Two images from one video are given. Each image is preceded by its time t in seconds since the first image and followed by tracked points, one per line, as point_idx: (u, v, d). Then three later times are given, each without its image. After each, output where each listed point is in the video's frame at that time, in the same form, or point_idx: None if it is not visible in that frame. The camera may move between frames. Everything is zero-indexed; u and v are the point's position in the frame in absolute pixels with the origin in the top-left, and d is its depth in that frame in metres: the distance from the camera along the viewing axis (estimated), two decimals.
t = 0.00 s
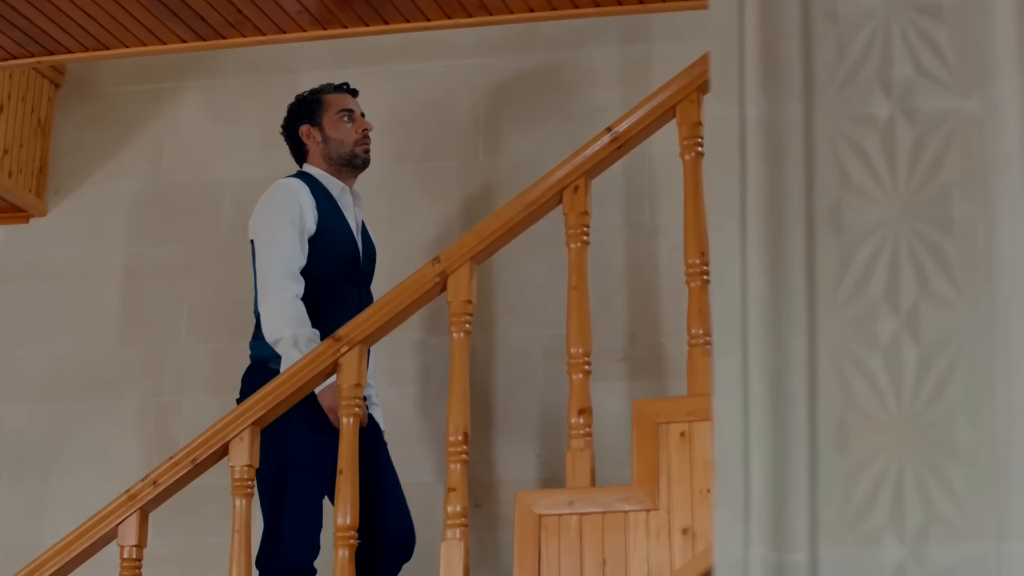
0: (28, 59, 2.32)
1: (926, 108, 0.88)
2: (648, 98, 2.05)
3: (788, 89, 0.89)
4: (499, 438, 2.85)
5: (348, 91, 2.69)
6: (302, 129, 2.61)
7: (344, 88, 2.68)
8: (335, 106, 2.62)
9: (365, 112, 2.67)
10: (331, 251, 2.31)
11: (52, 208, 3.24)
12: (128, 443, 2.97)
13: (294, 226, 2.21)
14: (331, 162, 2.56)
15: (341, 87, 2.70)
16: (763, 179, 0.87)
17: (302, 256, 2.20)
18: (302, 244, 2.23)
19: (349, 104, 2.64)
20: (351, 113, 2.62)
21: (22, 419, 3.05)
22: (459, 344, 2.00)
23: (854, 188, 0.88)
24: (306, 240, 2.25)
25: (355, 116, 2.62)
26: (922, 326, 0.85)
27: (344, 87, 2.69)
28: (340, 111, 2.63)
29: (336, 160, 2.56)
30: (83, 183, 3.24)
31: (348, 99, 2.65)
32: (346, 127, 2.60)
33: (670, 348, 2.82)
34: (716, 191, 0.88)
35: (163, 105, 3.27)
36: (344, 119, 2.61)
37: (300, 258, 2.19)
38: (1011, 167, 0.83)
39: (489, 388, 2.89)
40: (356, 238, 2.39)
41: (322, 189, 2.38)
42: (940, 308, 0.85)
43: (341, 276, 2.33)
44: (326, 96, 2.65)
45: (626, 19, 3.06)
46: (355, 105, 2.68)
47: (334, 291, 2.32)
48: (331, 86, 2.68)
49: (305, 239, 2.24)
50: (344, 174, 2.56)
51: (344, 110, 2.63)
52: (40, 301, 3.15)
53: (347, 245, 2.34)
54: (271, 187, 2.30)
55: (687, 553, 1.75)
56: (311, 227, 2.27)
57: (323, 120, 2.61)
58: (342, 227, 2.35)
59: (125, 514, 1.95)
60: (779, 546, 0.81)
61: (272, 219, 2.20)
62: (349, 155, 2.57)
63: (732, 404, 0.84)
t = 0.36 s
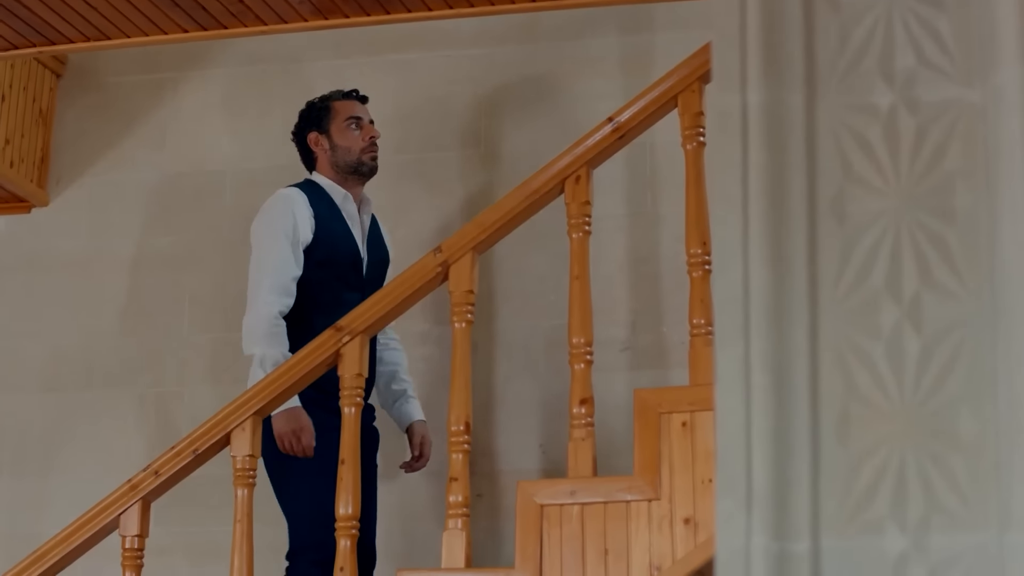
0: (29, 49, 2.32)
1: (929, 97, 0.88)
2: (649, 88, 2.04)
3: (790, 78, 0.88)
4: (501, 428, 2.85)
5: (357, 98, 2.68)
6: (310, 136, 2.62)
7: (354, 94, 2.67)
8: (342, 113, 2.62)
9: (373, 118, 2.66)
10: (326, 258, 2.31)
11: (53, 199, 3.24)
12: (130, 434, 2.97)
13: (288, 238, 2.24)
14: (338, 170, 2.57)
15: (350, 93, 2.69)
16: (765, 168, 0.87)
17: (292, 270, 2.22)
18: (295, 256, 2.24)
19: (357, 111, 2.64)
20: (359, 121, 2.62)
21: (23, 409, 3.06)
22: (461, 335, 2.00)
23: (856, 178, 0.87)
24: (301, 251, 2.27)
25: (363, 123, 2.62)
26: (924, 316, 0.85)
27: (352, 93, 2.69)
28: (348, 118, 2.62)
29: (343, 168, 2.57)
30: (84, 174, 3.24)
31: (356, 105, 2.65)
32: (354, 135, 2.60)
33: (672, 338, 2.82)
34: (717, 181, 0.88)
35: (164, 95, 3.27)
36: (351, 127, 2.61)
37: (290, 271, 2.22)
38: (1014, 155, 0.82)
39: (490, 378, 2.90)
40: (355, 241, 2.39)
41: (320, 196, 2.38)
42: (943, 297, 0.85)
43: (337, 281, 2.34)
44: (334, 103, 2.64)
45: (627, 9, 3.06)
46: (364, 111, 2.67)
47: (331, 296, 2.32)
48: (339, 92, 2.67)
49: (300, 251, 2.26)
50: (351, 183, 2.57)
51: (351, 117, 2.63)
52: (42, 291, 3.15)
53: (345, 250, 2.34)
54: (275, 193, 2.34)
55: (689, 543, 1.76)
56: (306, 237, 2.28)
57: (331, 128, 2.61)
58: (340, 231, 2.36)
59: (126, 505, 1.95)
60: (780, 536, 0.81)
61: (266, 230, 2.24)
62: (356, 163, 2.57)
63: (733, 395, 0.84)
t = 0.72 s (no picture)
0: (31, 38, 2.31)
1: (932, 86, 0.88)
2: (652, 77, 2.03)
3: (793, 66, 0.88)
4: (504, 418, 2.86)
5: (363, 84, 2.69)
6: (316, 122, 2.64)
7: (359, 80, 2.68)
8: (346, 99, 2.63)
9: (379, 104, 2.65)
10: (316, 242, 2.31)
11: (56, 188, 3.24)
12: (132, 423, 2.98)
13: (272, 225, 2.26)
14: (341, 155, 2.56)
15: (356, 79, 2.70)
16: (768, 156, 0.87)
17: (272, 257, 2.25)
18: (279, 243, 2.26)
19: (362, 96, 2.64)
20: (362, 106, 2.61)
21: (27, 399, 3.06)
22: (463, 323, 2.00)
23: (859, 167, 0.87)
24: (288, 236, 2.28)
25: (367, 110, 2.61)
26: (927, 305, 0.85)
27: (358, 80, 2.69)
28: (352, 104, 2.63)
29: (345, 154, 2.55)
30: (86, 163, 3.24)
31: (361, 91, 2.65)
32: (357, 120, 2.59)
33: (675, 327, 2.82)
34: (720, 169, 0.88)
35: (167, 84, 3.27)
36: (355, 112, 2.60)
37: (270, 258, 2.24)
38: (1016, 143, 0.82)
39: (493, 367, 2.90)
40: (352, 225, 2.39)
41: (316, 180, 2.39)
42: (945, 285, 0.84)
43: (331, 263, 2.33)
44: (339, 90, 2.65)
45: None
46: (370, 98, 2.67)
47: (324, 278, 2.32)
48: (344, 78, 2.68)
49: (285, 237, 2.27)
50: (353, 168, 2.54)
51: (356, 103, 2.63)
52: (45, 280, 3.15)
53: (337, 232, 2.34)
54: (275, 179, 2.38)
55: (691, 531, 1.76)
56: (293, 223, 2.29)
57: (334, 113, 2.61)
58: (333, 214, 2.36)
59: (130, 493, 1.96)
60: (783, 525, 0.81)
61: (253, 215, 2.28)
62: (358, 148, 2.55)
63: (736, 383, 0.84)
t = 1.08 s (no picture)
0: (34, 31, 2.32)
1: (934, 77, 0.87)
2: (655, 69, 2.03)
3: (796, 58, 0.88)
4: (506, 409, 2.86)
5: (360, 79, 2.68)
6: (311, 116, 2.62)
7: (357, 75, 2.67)
8: (342, 93, 2.62)
9: (375, 98, 2.65)
10: (306, 236, 2.31)
11: (58, 180, 3.24)
12: (135, 415, 2.98)
13: (265, 218, 2.27)
14: (337, 149, 2.54)
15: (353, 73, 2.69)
16: (770, 147, 0.87)
17: (264, 249, 2.25)
18: (271, 235, 2.27)
19: (358, 91, 2.63)
20: (359, 100, 2.60)
21: (29, 391, 3.06)
22: (465, 315, 2.00)
23: (861, 158, 0.87)
24: (280, 230, 2.29)
25: (363, 104, 2.61)
26: (930, 296, 0.84)
27: (355, 73, 2.69)
28: (348, 98, 2.62)
29: (341, 147, 2.54)
30: (88, 155, 3.24)
31: (358, 86, 2.64)
32: (354, 114, 2.59)
33: (677, 319, 2.82)
34: (723, 161, 0.88)
35: (169, 77, 3.26)
36: (352, 106, 2.60)
37: (263, 251, 2.25)
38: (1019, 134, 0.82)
39: (495, 359, 2.90)
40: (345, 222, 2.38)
41: (309, 174, 2.39)
42: (947, 277, 0.84)
43: (322, 258, 2.32)
44: (335, 83, 2.65)
45: None
46: (367, 93, 2.66)
47: (314, 274, 2.32)
48: (342, 72, 2.68)
49: (277, 231, 2.28)
50: (348, 161, 2.52)
51: (352, 97, 2.62)
52: (47, 272, 3.15)
53: (326, 228, 2.33)
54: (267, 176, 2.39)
55: (694, 523, 1.76)
56: (285, 216, 2.30)
57: (331, 107, 2.60)
58: (323, 209, 2.35)
59: (132, 486, 1.96)
60: (786, 517, 0.81)
61: (246, 209, 2.29)
62: (354, 142, 2.54)
63: (740, 376, 0.84)
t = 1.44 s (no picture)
0: (39, 21, 2.31)
1: (939, 68, 0.87)
2: (660, 59, 2.03)
3: (801, 47, 0.88)
4: (512, 399, 2.86)
5: (355, 63, 2.67)
6: (304, 103, 2.62)
7: (351, 59, 2.66)
8: (335, 80, 2.61)
9: (369, 85, 2.64)
10: (298, 231, 2.32)
11: (64, 171, 3.24)
12: (140, 406, 2.99)
13: (256, 209, 2.27)
14: (329, 139, 2.54)
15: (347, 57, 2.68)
16: (776, 137, 0.87)
17: (258, 239, 2.24)
18: (264, 226, 2.27)
19: (351, 77, 2.62)
20: (352, 89, 2.60)
21: (34, 381, 3.07)
22: (471, 306, 2.00)
23: (866, 149, 0.87)
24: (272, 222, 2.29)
25: (356, 91, 2.60)
26: (935, 288, 0.84)
27: (350, 57, 2.67)
28: (341, 85, 2.61)
29: (333, 137, 2.54)
30: (93, 146, 3.24)
31: (351, 71, 2.63)
32: (346, 102, 2.58)
33: (683, 309, 2.82)
34: (729, 151, 0.88)
35: (174, 68, 3.27)
36: (344, 94, 2.59)
37: (255, 241, 2.24)
38: None
39: (501, 349, 2.90)
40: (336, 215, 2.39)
41: (300, 165, 2.39)
42: (952, 268, 0.84)
43: (313, 255, 2.34)
44: (329, 68, 2.64)
45: None
46: (361, 78, 2.65)
47: (305, 271, 2.34)
48: (336, 55, 2.66)
49: (269, 222, 2.28)
50: (340, 152, 2.54)
51: (345, 84, 2.62)
52: (52, 264, 3.16)
53: (316, 223, 2.34)
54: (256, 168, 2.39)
55: (700, 514, 1.76)
56: (277, 208, 2.30)
57: (323, 95, 2.60)
58: (314, 203, 2.36)
59: (138, 477, 1.97)
60: (792, 508, 0.81)
61: (238, 202, 2.28)
62: (346, 132, 2.54)
63: (745, 367, 0.84)
